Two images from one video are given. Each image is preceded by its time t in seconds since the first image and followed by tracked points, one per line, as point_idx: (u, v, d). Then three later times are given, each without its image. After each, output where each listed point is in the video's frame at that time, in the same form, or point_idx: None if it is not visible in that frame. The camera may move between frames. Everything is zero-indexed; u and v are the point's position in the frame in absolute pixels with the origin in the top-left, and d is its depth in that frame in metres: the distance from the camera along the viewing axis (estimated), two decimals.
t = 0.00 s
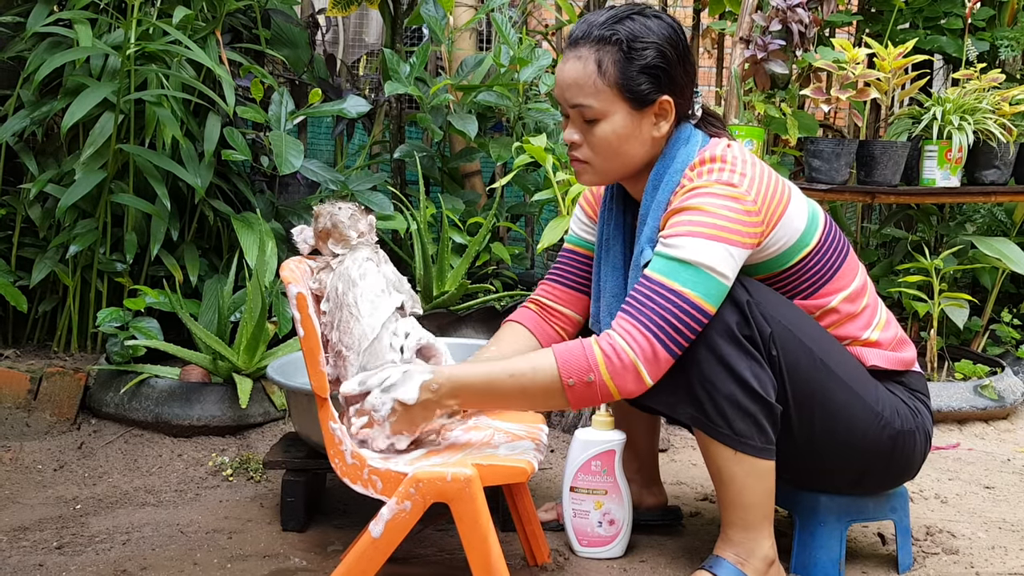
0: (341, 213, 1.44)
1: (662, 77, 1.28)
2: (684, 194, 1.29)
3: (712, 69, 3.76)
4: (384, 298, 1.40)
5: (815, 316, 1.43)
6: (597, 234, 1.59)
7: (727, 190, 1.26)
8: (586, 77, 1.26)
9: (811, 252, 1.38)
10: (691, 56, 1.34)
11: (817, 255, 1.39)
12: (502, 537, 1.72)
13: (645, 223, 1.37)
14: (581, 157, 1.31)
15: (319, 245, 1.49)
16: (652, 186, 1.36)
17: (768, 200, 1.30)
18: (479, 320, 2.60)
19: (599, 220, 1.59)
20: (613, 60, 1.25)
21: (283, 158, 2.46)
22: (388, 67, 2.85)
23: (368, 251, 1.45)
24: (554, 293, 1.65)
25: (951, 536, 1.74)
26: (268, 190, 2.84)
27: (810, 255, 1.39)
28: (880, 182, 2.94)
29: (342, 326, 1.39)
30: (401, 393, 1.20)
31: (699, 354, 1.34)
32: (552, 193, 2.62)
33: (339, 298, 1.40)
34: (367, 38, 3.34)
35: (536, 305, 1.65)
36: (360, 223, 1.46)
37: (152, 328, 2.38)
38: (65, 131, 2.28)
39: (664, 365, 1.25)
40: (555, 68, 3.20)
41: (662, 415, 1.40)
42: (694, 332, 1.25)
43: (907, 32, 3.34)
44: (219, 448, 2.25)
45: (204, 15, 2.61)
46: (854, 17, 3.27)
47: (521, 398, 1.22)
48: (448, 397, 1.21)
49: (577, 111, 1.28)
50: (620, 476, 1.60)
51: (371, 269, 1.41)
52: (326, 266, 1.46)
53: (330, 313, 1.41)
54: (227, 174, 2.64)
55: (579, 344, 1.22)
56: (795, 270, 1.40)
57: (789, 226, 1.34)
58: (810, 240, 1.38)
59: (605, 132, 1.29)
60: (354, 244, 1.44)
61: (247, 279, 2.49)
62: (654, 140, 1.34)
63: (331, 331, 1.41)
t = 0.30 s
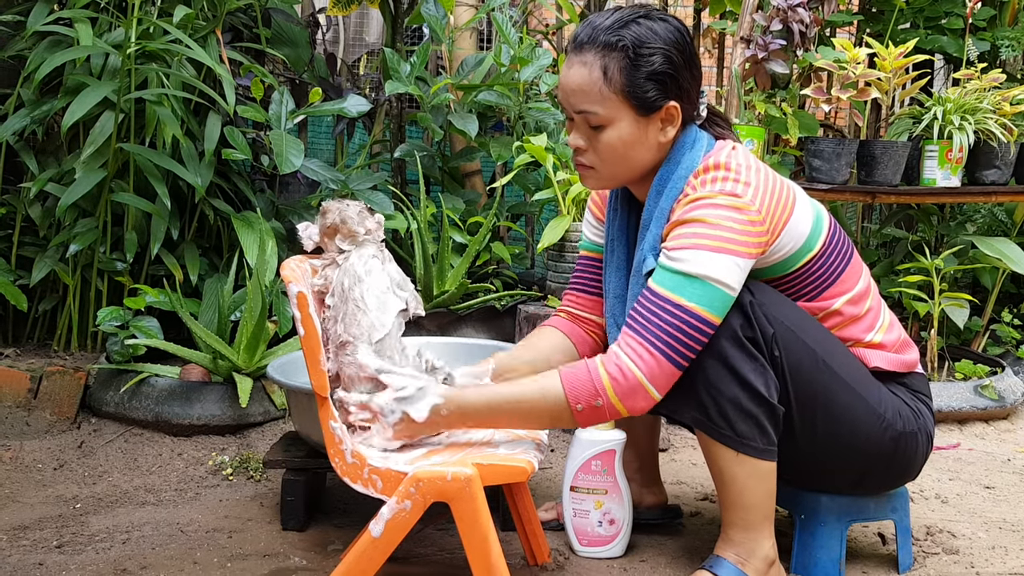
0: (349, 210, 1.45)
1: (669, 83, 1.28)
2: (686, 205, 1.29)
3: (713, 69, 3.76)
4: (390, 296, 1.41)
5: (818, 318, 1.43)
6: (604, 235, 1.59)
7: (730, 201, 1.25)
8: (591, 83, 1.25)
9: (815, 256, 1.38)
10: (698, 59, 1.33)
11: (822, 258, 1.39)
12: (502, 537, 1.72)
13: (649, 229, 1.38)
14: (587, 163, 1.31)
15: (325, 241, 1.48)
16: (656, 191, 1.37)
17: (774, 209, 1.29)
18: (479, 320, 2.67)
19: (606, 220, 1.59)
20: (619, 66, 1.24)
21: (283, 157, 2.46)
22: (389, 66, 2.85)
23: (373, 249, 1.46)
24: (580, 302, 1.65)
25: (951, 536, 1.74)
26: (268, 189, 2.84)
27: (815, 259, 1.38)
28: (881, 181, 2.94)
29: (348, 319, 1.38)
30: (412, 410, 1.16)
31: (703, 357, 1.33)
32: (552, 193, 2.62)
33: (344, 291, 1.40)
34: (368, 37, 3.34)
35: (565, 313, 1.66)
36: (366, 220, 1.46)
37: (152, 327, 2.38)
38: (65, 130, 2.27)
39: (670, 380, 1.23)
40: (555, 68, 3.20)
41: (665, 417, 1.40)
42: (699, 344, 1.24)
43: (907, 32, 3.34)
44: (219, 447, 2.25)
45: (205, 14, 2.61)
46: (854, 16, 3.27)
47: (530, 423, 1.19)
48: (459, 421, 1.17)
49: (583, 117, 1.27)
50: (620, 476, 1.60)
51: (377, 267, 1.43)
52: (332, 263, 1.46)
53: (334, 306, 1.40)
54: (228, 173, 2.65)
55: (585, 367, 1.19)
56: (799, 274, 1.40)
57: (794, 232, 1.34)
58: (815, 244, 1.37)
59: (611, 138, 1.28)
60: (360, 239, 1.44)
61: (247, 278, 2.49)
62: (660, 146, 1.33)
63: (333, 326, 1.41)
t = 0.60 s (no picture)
0: (355, 210, 1.44)
1: (679, 83, 1.27)
2: (694, 202, 1.29)
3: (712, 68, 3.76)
4: (398, 293, 1.46)
5: (818, 318, 1.43)
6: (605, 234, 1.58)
7: (738, 199, 1.26)
8: (602, 84, 1.24)
9: (817, 257, 1.38)
10: (705, 58, 1.32)
11: (824, 258, 1.39)
12: (500, 537, 1.72)
13: (655, 227, 1.37)
14: (594, 162, 1.31)
15: (326, 240, 1.45)
16: (662, 190, 1.37)
17: (778, 209, 1.30)
18: (478, 320, 2.68)
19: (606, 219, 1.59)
20: (630, 67, 1.23)
21: (282, 157, 2.46)
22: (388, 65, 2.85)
23: (380, 248, 1.46)
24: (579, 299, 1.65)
25: (949, 536, 1.74)
26: (267, 188, 2.84)
27: (817, 260, 1.38)
28: (880, 182, 2.94)
29: (366, 317, 1.40)
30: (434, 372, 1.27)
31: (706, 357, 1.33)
32: (551, 193, 2.62)
33: (359, 290, 1.40)
34: (367, 37, 3.33)
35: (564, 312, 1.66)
36: (373, 221, 1.46)
37: (150, 326, 2.38)
38: (64, 130, 2.27)
39: (690, 382, 1.22)
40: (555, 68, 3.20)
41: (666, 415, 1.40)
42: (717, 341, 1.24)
43: (907, 32, 3.34)
44: (218, 447, 2.25)
45: (204, 14, 2.61)
46: (853, 17, 3.27)
47: (545, 399, 1.22)
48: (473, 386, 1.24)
49: (591, 117, 1.27)
50: (618, 476, 1.60)
51: (386, 266, 1.44)
52: (339, 261, 1.44)
53: (349, 305, 1.40)
54: (226, 173, 2.64)
55: (608, 353, 1.20)
56: (800, 275, 1.40)
57: (797, 233, 1.34)
58: (817, 245, 1.37)
59: (620, 139, 1.28)
60: (367, 239, 1.44)
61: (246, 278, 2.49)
62: (668, 145, 1.33)
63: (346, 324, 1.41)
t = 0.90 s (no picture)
0: (351, 216, 1.44)
1: (671, 99, 1.27)
2: (690, 210, 1.29)
3: (711, 70, 3.77)
4: (390, 299, 1.41)
5: (817, 321, 1.43)
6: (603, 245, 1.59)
7: (736, 204, 1.26)
8: (593, 107, 1.23)
9: (816, 258, 1.38)
10: (693, 68, 1.32)
11: (822, 261, 1.39)
12: (499, 539, 1.72)
13: (652, 237, 1.37)
14: (591, 182, 1.31)
15: (323, 245, 1.45)
16: (658, 201, 1.37)
17: (776, 213, 1.30)
18: (477, 321, 2.64)
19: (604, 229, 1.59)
20: (620, 89, 1.22)
21: (281, 159, 2.46)
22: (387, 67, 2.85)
23: (374, 253, 1.44)
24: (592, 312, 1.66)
25: (948, 538, 1.74)
26: (266, 191, 2.84)
27: (815, 262, 1.38)
28: (878, 184, 2.95)
29: (350, 322, 1.37)
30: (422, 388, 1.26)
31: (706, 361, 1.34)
32: (550, 194, 2.62)
33: (345, 294, 1.39)
34: (367, 39, 3.34)
35: (580, 326, 1.66)
36: (368, 227, 1.45)
37: (149, 328, 2.39)
38: (63, 131, 2.27)
39: (687, 385, 1.21)
40: (554, 70, 3.21)
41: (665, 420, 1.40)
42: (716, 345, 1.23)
43: (905, 34, 3.35)
44: (216, 449, 2.25)
45: (203, 16, 2.61)
46: (852, 19, 3.28)
47: (542, 409, 1.19)
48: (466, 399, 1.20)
49: (585, 140, 1.27)
50: (617, 478, 1.60)
51: (377, 270, 1.41)
52: (332, 266, 1.44)
53: (336, 310, 1.39)
54: (226, 175, 2.64)
55: (605, 359, 1.19)
56: (798, 278, 1.40)
57: (796, 236, 1.34)
58: (815, 247, 1.37)
59: (615, 159, 1.28)
60: (361, 244, 1.43)
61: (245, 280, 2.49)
62: (663, 158, 1.33)
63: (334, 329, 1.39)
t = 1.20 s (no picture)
0: (353, 218, 1.45)
1: (658, 107, 1.27)
2: (696, 213, 1.29)
3: (711, 71, 3.77)
4: (389, 300, 1.42)
5: (822, 321, 1.44)
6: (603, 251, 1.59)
7: (743, 204, 1.26)
8: (580, 125, 1.24)
9: (822, 257, 1.38)
10: (679, 71, 1.31)
11: (829, 259, 1.39)
12: (498, 540, 1.72)
13: (657, 243, 1.37)
14: (591, 195, 1.32)
15: (323, 247, 1.45)
16: (661, 205, 1.36)
17: (782, 211, 1.30)
18: (478, 322, 2.65)
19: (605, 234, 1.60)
20: (604, 104, 1.22)
21: (281, 159, 2.46)
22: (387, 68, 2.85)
23: (374, 256, 1.44)
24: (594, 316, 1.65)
25: (947, 539, 1.75)
26: (266, 191, 2.84)
27: (822, 261, 1.38)
28: (878, 185, 2.95)
29: (347, 324, 1.37)
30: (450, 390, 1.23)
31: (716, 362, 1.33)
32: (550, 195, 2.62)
33: (342, 296, 1.39)
34: (367, 39, 3.34)
35: (581, 330, 1.65)
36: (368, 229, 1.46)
37: (149, 329, 2.39)
38: (63, 132, 2.27)
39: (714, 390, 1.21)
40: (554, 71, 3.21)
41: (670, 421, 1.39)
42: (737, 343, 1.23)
43: (905, 36, 3.35)
44: (216, 450, 2.25)
45: (204, 16, 2.61)
46: (852, 20, 3.28)
47: (572, 415, 1.18)
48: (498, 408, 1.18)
49: (578, 156, 1.27)
50: (617, 479, 1.60)
51: (377, 272, 1.42)
52: (330, 269, 1.43)
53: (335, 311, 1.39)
54: (225, 175, 2.65)
55: (631, 363, 1.19)
56: (804, 278, 1.40)
57: (803, 233, 1.34)
58: (822, 245, 1.37)
59: (610, 171, 1.28)
60: (361, 247, 1.44)
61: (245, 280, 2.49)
62: (658, 164, 1.33)
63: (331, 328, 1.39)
